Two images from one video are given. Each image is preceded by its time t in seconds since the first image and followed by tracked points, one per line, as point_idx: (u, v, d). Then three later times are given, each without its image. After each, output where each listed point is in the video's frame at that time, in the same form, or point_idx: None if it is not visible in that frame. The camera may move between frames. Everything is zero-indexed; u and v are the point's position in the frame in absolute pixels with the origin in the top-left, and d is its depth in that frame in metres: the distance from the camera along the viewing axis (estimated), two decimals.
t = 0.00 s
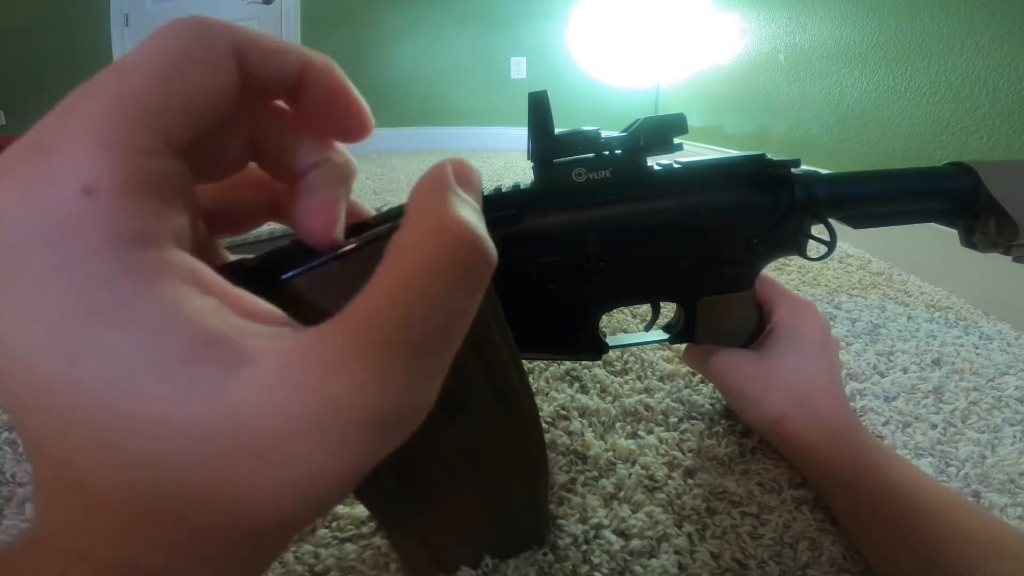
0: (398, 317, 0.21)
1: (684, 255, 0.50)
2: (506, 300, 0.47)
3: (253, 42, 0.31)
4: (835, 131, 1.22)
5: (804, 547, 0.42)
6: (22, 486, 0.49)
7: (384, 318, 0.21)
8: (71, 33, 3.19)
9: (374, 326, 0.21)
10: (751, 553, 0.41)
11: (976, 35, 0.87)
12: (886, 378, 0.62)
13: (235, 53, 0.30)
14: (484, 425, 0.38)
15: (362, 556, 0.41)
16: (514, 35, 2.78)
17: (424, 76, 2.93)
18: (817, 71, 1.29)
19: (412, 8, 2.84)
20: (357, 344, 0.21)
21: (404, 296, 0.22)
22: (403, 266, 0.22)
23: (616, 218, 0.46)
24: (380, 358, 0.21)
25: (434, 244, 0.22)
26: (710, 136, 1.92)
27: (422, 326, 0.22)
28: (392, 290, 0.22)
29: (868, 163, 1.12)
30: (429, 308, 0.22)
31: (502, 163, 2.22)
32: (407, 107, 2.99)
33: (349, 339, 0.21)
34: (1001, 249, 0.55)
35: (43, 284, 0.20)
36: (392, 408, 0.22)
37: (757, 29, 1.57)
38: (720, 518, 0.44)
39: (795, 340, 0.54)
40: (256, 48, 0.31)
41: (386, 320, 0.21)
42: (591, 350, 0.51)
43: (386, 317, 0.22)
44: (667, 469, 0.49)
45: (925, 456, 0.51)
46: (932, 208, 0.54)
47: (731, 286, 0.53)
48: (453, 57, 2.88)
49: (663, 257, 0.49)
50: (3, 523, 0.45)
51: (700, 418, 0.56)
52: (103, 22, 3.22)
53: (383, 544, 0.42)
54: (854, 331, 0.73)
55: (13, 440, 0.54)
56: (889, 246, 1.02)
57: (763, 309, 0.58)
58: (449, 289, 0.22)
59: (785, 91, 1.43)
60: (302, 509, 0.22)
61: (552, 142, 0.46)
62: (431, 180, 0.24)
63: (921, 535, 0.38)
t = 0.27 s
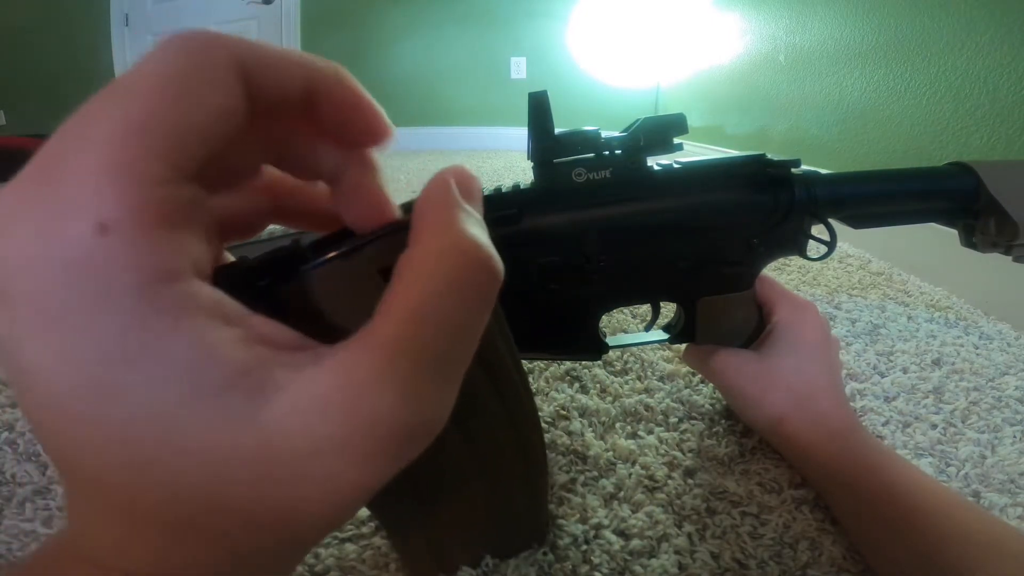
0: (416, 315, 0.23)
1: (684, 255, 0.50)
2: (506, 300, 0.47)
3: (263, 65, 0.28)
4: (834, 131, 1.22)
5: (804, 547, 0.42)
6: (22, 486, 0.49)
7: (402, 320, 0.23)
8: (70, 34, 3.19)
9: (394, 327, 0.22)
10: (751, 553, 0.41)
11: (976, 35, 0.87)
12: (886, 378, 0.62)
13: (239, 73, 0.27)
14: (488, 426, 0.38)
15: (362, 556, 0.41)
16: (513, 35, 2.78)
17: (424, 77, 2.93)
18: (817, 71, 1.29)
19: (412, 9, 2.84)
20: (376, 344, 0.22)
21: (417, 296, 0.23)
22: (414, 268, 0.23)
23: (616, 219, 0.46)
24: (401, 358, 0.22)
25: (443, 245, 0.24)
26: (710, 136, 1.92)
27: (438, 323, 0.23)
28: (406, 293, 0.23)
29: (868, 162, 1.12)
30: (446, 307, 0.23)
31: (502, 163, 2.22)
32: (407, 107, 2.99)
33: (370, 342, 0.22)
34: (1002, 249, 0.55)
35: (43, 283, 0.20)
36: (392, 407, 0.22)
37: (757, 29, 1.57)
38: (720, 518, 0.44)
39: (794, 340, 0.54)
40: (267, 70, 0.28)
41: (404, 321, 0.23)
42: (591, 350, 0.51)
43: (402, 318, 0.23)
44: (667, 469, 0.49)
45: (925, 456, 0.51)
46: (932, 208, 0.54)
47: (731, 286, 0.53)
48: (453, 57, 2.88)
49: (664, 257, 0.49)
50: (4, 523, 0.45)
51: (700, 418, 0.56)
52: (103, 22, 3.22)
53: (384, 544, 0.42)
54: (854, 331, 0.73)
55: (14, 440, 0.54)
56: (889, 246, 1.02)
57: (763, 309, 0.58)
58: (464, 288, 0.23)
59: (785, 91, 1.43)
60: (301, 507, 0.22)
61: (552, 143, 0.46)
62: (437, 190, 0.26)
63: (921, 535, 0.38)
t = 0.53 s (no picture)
0: (406, 306, 0.23)
1: (684, 255, 0.50)
2: (506, 300, 0.47)
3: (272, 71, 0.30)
4: (834, 131, 1.22)
5: (804, 547, 0.42)
6: (22, 486, 0.49)
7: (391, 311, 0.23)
8: (71, 34, 3.19)
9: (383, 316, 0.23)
10: (751, 553, 0.41)
11: (976, 35, 0.87)
12: (886, 378, 0.62)
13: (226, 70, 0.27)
14: (487, 425, 0.38)
15: (362, 556, 0.41)
16: (513, 35, 2.78)
17: (424, 77, 2.93)
18: (817, 71, 1.29)
19: (412, 9, 2.84)
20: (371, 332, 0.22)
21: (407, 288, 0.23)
22: (404, 260, 0.23)
23: (616, 219, 0.46)
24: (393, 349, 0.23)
25: (433, 236, 0.24)
26: (710, 136, 1.92)
27: (425, 316, 0.23)
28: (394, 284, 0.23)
29: (868, 162, 1.12)
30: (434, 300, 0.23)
31: (502, 163, 2.22)
32: (407, 107, 2.99)
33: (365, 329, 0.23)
34: (1002, 249, 0.55)
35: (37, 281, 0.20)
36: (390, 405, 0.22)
37: (757, 29, 1.57)
38: (720, 518, 0.44)
39: (794, 340, 0.54)
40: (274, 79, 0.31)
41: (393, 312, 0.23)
42: (591, 350, 0.51)
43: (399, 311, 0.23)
44: (667, 469, 0.49)
45: (925, 456, 0.51)
46: (932, 208, 0.53)
47: (731, 286, 0.53)
48: (453, 57, 2.88)
49: (663, 258, 0.49)
50: (4, 523, 0.45)
51: (700, 418, 0.56)
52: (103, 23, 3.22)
53: (383, 544, 0.42)
54: (854, 331, 0.73)
55: (13, 440, 0.55)
56: (889, 246, 1.02)
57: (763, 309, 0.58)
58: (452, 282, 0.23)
59: (785, 91, 1.43)
60: (300, 508, 0.22)
61: (553, 143, 0.46)
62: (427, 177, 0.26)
63: (921, 535, 0.38)
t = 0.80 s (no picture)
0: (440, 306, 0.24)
1: (684, 255, 0.50)
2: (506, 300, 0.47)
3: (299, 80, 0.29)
4: (835, 131, 1.22)
5: (804, 547, 0.42)
6: (22, 486, 0.49)
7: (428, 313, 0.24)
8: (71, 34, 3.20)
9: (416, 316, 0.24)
10: (751, 553, 0.41)
11: (976, 35, 0.87)
12: (886, 378, 0.62)
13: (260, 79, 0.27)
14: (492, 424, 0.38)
15: (362, 556, 0.41)
16: (513, 35, 2.78)
17: (424, 77, 2.93)
18: (817, 71, 1.29)
19: (412, 9, 2.84)
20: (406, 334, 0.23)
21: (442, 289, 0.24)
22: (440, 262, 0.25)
23: (616, 219, 0.47)
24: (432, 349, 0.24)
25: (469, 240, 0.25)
26: (710, 136, 1.92)
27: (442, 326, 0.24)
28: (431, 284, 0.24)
29: (868, 162, 1.12)
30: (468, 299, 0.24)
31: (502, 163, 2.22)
32: (407, 107, 2.99)
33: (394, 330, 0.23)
34: (1002, 249, 0.55)
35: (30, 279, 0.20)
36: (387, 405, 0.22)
37: (757, 29, 1.57)
38: (720, 518, 0.44)
39: (794, 340, 0.54)
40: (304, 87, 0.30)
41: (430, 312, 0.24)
42: (591, 350, 0.51)
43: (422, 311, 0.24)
44: (667, 469, 0.49)
45: (925, 456, 0.51)
46: (932, 208, 0.53)
47: (731, 286, 0.53)
48: (453, 57, 2.88)
49: (663, 258, 0.49)
50: (4, 523, 0.45)
51: (700, 418, 0.56)
52: (103, 23, 3.22)
53: (384, 544, 0.42)
54: (854, 331, 0.73)
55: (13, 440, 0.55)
56: (889, 246, 1.02)
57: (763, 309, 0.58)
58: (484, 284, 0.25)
59: (785, 91, 1.43)
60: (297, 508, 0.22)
61: (552, 143, 0.46)
62: (460, 177, 0.27)
63: (921, 536, 0.38)
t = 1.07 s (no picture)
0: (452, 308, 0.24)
1: (684, 255, 0.50)
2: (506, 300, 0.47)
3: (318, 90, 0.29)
4: (834, 131, 1.22)
5: (804, 547, 0.42)
6: (22, 486, 0.49)
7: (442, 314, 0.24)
8: (71, 34, 3.19)
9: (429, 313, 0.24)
10: (751, 553, 0.41)
11: (976, 35, 0.87)
12: (886, 378, 0.62)
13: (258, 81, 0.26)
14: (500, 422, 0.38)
15: (362, 556, 0.41)
16: (513, 35, 2.78)
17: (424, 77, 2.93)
18: (817, 71, 1.29)
19: (412, 9, 2.84)
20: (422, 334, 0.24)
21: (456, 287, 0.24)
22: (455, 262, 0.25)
23: (615, 219, 0.46)
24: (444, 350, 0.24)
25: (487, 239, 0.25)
26: (710, 136, 1.92)
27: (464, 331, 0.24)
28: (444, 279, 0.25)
29: (868, 162, 1.12)
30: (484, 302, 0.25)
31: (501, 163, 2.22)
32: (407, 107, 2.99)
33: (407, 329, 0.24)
34: (1002, 249, 0.55)
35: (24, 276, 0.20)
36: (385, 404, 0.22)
37: (757, 29, 1.57)
38: (720, 518, 0.44)
39: (794, 341, 0.54)
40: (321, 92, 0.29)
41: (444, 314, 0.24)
42: (591, 350, 0.51)
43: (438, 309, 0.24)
44: (667, 469, 0.49)
45: (925, 456, 0.51)
46: (932, 208, 0.53)
47: (731, 285, 0.53)
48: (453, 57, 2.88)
49: (663, 258, 0.49)
50: (4, 523, 0.45)
51: (700, 418, 0.56)
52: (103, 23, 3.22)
53: (384, 544, 0.42)
54: (854, 331, 0.73)
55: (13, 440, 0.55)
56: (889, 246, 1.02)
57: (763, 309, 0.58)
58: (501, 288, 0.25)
59: (785, 91, 1.43)
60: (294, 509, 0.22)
61: (552, 143, 0.46)
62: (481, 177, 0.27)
63: (921, 536, 0.38)
